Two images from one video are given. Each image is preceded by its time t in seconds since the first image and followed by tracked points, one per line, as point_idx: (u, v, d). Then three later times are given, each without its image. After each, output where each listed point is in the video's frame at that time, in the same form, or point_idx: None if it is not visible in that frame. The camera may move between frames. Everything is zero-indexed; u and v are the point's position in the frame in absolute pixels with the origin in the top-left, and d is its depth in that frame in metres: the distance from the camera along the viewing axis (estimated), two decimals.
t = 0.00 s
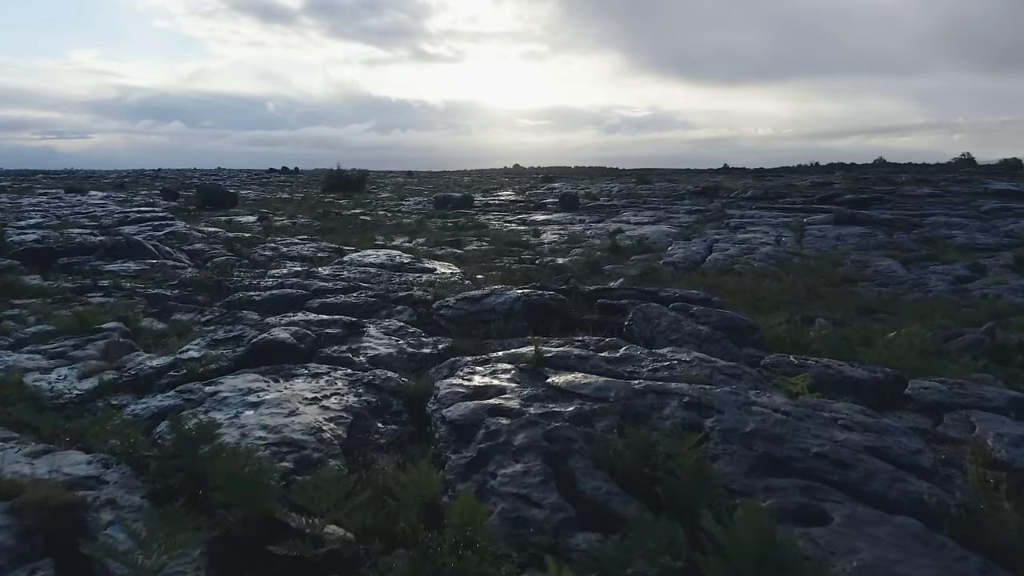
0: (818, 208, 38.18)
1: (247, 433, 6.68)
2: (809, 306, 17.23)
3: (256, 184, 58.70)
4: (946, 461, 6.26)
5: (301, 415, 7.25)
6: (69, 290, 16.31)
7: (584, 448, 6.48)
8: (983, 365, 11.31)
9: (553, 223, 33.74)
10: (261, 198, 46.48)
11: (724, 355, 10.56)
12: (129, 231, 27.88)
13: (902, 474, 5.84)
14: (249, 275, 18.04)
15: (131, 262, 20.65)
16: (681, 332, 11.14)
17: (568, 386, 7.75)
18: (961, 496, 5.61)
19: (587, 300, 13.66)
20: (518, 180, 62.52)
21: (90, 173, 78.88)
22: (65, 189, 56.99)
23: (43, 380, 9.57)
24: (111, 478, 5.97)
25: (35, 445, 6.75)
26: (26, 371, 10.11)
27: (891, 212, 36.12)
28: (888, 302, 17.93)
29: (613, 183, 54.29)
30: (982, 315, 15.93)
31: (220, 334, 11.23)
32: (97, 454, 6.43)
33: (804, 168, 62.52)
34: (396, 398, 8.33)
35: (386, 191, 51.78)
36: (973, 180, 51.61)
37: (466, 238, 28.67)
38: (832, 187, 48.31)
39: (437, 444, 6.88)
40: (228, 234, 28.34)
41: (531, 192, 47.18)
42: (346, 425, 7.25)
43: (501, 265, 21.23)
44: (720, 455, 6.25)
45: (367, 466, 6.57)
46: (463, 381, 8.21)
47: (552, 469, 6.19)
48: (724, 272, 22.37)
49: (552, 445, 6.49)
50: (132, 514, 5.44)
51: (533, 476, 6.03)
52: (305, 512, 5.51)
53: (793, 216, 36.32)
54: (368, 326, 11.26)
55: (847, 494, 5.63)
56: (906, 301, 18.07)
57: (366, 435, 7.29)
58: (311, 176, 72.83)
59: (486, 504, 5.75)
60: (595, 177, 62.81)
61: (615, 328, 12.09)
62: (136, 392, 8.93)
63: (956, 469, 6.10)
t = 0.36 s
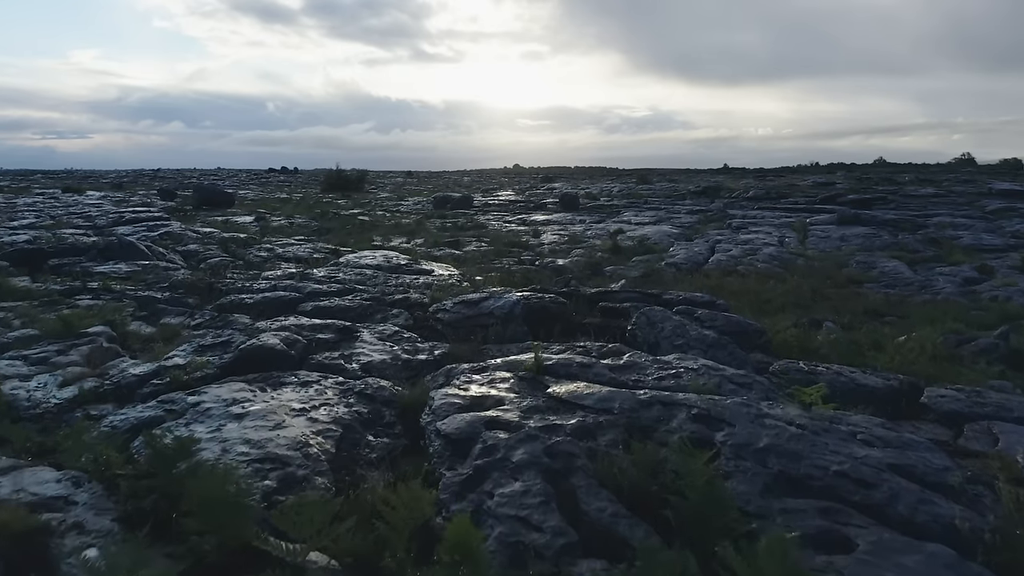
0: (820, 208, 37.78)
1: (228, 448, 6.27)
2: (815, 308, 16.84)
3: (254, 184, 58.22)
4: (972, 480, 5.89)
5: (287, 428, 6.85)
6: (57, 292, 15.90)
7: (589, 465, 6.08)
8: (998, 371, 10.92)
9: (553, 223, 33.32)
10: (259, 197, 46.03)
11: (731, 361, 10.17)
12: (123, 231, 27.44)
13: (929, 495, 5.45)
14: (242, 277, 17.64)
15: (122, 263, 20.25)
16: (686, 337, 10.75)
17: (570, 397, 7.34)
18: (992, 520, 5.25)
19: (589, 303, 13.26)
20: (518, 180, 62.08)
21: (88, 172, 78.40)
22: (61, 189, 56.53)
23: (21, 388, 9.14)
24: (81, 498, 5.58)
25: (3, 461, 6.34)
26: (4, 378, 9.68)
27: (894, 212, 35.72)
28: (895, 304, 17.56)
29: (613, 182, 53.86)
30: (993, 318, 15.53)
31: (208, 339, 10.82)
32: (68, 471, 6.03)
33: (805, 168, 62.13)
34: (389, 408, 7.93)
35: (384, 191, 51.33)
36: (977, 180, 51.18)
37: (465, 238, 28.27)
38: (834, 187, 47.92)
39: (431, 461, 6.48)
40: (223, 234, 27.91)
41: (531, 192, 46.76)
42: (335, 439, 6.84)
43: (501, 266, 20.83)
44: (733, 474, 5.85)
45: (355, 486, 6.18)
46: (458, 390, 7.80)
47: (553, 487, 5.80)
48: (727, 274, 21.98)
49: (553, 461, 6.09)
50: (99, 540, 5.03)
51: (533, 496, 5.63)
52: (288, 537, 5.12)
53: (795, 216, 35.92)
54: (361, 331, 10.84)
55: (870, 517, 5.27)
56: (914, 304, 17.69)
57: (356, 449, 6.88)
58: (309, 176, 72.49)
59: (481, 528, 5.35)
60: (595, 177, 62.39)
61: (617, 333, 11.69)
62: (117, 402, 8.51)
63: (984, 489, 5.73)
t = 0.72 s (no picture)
0: (824, 209, 37.39)
1: (207, 467, 5.87)
2: (822, 311, 16.44)
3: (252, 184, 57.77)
4: (1003, 502, 5.53)
5: (272, 443, 6.45)
6: (45, 295, 15.50)
7: (593, 485, 5.68)
8: (1016, 377, 10.53)
9: (553, 224, 32.92)
10: (257, 197, 45.61)
11: (739, 369, 9.78)
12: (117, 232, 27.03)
13: (960, 520, 5.07)
14: (236, 279, 17.24)
15: (115, 264, 19.85)
16: (692, 343, 10.35)
17: (572, 409, 6.94)
18: None
19: (590, 308, 12.87)
20: (518, 180, 61.62)
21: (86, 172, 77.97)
22: (59, 189, 56.12)
23: None
24: (46, 522, 5.18)
25: None
26: None
27: (898, 213, 35.31)
28: (903, 307, 17.17)
29: (614, 182, 53.43)
30: (1005, 321, 15.13)
31: (195, 345, 10.42)
32: (35, 491, 5.63)
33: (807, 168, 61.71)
34: (381, 421, 7.53)
35: (384, 191, 50.90)
36: (981, 180, 50.72)
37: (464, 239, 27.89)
38: (837, 187, 47.49)
39: (425, 481, 6.08)
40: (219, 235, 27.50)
41: (531, 192, 46.36)
42: (323, 455, 6.45)
43: (500, 268, 20.43)
44: (748, 495, 5.46)
45: (343, 509, 5.79)
46: (454, 401, 7.39)
47: (554, 510, 5.40)
48: (730, 276, 21.59)
49: (554, 482, 5.69)
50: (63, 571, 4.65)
51: (534, 519, 5.23)
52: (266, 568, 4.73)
53: (799, 216, 35.52)
54: (355, 337, 10.44)
55: (898, 545, 4.89)
56: (923, 306, 17.30)
57: (345, 466, 6.50)
58: (309, 176, 72.09)
59: (478, 556, 4.96)
60: (596, 176, 61.96)
61: (621, 339, 11.30)
62: (96, 413, 8.11)
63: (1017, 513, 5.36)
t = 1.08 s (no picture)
0: (826, 209, 37.01)
1: (179, 489, 5.46)
2: (827, 314, 16.05)
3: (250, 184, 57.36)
4: None
5: (252, 461, 6.05)
6: (31, 298, 15.10)
7: (594, 508, 5.28)
8: None
9: (553, 224, 32.52)
10: (254, 197, 45.19)
11: (745, 377, 9.38)
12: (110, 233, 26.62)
13: (992, 549, 4.69)
14: (228, 282, 16.86)
15: (105, 266, 19.45)
16: (697, 349, 9.94)
17: (572, 424, 6.54)
18: None
19: (590, 312, 12.47)
20: (518, 180, 61.24)
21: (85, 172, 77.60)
22: (56, 189, 55.70)
23: None
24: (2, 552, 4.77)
25: None
26: None
27: (902, 213, 34.92)
28: (911, 309, 16.78)
29: (614, 182, 53.03)
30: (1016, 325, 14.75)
31: (180, 352, 10.02)
32: None
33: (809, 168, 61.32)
34: (371, 435, 7.13)
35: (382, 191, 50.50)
36: (984, 180, 50.34)
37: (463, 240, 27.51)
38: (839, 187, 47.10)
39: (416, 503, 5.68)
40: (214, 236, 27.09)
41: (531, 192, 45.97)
42: (307, 473, 6.04)
43: (499, 269, 20.03)
44: (761, 520, 5.07)
45: (328, 538, 5.39)
46: (447, 414, 6.98)
47: (552, 537, 5.01)
48: (733, 277, 21.21)
49: (552, 505, 5.28)
50: None
51: (531, 547, 4.83)
52: None
53: (801, 217, 35.14)
54: (345, 344, 10.03)
55: None
56: (930, 309, 16.92)
57: (330, 485, 6.10)
58: (308, 176, 71.76)
59: None
60: (596, 176, 61.57)
61: (622, 345, 10.90)
62: (71, 426, 7.70)
63: None
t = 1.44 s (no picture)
0: (828, 209, 36.63)
1: (146, 513, 5.05)
2: (832, 318, 15.65)
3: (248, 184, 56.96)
4: None
5: (228, 480, 5.64)
6: (16, 301, 14.70)
7: (594, 535, 4.88)
8: None
9: (553, 225, 32.13)
10: (252, 197, 44.79)
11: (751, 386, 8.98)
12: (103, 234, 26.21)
13: None
14: (219, 284, 16.45)
15: (95, 268, 19.05)
16: (701, 356, 9.53)
17: (571, 440, 6.13)
18: None
19: (590, 316, 12.06)
20: (517, 180, 60.84)
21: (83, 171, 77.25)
22: (54, 189, 55.33)
23: None
24: None
25: None
26: None
27: (905, 213, 34.53)
28: (918, 312, 16.39)
29: (614, 182, 52.64)
30: None
31: (163, 359, 9.62)
32: None
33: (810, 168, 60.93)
34: (357, 450, 6.72)
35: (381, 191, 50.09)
36: (987, 180, 49.96)
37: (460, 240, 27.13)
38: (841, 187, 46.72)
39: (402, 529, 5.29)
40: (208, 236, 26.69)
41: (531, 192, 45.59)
42: (286, 495, 5.64)
43: (497, 271, 19.63)
44: (776, 549, 4.67)
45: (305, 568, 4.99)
46: (437, 429, 6.57)
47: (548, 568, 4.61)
48: (735, 279, 20.82)
49: (549, 531, 4.89)
50: None
51: None
52: None
53: (804, 217, 34.77)
54: (335, 351, 9.62)
55: None
56: (938, 312, 16.51)
57: (312, 507, 5.70)
58: (307, 176, 71.40)
59: None
60: (596, 176, 61.17)
61: (623, 350, 10.49)
62: (43, 440, 7.30)
63: None
